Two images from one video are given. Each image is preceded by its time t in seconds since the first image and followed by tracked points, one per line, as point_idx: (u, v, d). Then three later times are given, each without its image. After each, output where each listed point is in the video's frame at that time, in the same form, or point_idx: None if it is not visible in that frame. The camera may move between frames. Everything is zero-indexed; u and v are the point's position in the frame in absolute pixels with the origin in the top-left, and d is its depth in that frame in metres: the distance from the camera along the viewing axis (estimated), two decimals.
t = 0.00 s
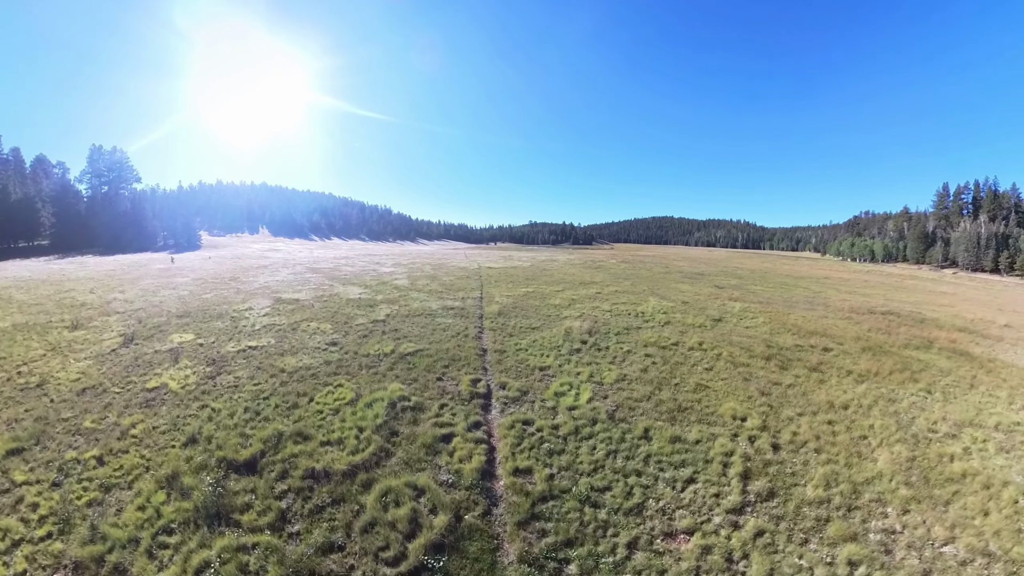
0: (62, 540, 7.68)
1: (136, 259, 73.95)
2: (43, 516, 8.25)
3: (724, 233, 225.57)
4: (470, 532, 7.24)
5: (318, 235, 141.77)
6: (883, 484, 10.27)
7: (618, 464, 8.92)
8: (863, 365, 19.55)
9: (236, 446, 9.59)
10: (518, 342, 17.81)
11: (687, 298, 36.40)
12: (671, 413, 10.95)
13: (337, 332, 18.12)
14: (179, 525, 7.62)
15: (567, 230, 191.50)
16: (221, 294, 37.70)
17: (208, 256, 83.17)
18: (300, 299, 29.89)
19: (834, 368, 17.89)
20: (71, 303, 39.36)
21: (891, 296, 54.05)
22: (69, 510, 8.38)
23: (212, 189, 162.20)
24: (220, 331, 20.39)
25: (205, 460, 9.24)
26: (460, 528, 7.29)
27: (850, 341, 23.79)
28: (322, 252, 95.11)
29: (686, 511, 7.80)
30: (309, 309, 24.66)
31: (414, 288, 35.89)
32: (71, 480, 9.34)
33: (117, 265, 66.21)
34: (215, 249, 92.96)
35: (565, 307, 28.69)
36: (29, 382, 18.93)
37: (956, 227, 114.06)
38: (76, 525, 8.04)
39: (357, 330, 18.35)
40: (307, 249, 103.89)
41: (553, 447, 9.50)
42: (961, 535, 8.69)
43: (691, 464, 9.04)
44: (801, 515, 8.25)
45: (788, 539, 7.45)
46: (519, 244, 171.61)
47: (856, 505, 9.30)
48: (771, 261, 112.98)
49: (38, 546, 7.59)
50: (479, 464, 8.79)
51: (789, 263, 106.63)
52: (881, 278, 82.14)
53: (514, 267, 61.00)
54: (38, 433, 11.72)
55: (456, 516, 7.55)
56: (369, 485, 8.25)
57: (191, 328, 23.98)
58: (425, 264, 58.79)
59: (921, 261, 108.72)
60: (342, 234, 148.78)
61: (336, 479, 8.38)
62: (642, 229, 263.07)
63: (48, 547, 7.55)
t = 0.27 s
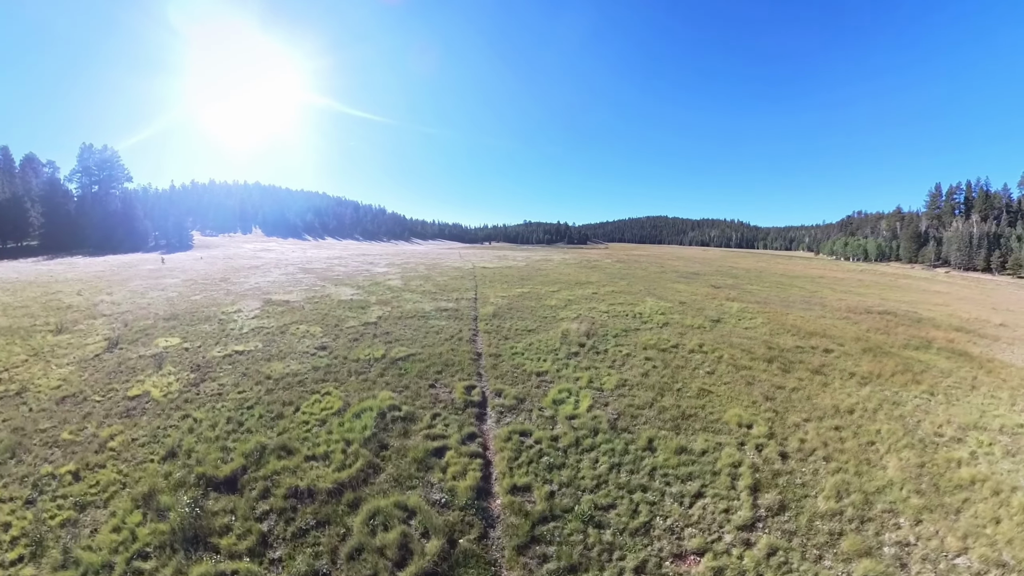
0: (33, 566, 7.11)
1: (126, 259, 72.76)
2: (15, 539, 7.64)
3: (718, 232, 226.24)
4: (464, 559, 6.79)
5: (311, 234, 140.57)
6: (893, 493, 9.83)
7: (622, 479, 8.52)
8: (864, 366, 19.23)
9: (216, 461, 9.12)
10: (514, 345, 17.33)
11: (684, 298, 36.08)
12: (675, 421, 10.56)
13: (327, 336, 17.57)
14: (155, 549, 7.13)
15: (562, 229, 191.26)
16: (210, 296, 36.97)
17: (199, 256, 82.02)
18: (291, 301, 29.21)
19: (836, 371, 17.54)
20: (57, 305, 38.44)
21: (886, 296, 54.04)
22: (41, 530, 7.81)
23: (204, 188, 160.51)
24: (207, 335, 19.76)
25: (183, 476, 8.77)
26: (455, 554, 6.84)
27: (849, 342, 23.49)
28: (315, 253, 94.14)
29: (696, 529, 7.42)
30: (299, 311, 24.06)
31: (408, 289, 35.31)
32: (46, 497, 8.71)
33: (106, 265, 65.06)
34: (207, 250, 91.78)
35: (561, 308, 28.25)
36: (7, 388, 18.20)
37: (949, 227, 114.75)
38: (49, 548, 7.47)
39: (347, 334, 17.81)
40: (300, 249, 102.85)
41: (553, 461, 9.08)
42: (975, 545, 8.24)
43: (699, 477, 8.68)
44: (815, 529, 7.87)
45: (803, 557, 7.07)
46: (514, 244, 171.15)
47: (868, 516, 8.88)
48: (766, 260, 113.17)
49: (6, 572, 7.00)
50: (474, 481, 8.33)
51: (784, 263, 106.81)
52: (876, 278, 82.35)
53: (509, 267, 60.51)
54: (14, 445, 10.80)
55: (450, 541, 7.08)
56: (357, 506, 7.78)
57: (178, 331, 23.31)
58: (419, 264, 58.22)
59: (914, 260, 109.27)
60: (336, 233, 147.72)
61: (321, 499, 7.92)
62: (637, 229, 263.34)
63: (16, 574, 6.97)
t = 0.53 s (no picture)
0: None
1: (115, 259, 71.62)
2: None
3: (712, 232, 226.88)
4: None
5: (304, 234, 139.31)
6: (903, 499, 9.39)
7: (626, 492, 8.18)
8: (865, 367, 18.98)
9: (195, 474, 8.67)
10: (509, 347, 16.94)
11: (681, 298, 35.83)
12: (680, 427, 10.30)
13: (318, 338, 17.09)
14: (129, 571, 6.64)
15: (557, 229, 191.08)
16: (200, 297, 36.26)
17: (190, 256, 80.95)
18: (281, 302, 28.64)
19: (836, 371, 17.27)
20: (42, 307, 37.58)
21: (882, 295, 54.09)
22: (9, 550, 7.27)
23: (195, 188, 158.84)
24: (194, 337, 19.19)
25: (161, 490, 8.31)
26: None
27: (848, 341, 23.26)
28: (308, 253, 93.24)
29: (706, 545, 7.09)
30: (290, 312, 23.49)
31: (402, 290, 34.82)
32: (18, 513, 8.13)
33: (94, 266, 63.97)
34: (198, 250, 90.63)
35: (557, 308, 27.89)
36: None
37: (941, 227, 115.53)
38: (17, 570, 6.90)
39: (338, 336, 17.34)
40: (293, 248, 101.85)
41: (553, 473, 8.71)
42: (988, 552, 7.79)
43: (706, 487, 8.39)
44: (828, 541, 7.54)
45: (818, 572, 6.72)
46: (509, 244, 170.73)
47: (880, 525, 8.47)
48: (760, 260, 113.44)
49: None
50: (469, 497, 7.91)
51: (778, 262, 107.12)
52: (870, 277, 82.59)
53: (504, 267, 60.08)
54: None
55: (443, 564, 6.66)
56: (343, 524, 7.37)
57: (164, 334, 22.69)
58: (414, 264, 57.70)
59: (907, 260, 109.88)
60: (329, 233, 146.65)
61: (306, 517, 7.50)
62: (631, 229, 263.68)
63: None
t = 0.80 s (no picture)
0: None
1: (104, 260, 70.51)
2: None
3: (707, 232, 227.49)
4: None
5: (297, 234, 138.18)
6: (913, 508, 8.94)
7: (633, 508, 7.91)
8: (866, 368, 18.72)
9: (176, 493, 8.28)
10: (506, 351, 16.53)
11: (678, 298, 35.57)
12: (685, 436, 10.19)
13: (309, 342, 16.61)
14: None
15: (552, 229, 190.85)
16: (190, 298, 35.58)
17: (181, 257, 79.90)
18: (273, 303, 28.09)
19: (838, 373, 17.00)
20: (28, 309, 36.75)
21: (877, 294, 54.12)
22: None
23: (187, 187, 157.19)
24: (182, 341, 18.64)
25: (140, 509, 7.90)
26: None
27: (848, 342, 23.03)
28: (302, 253, 92.32)
29: (719, 564, 6.83)
30: (280, 315, 22.96)
31: (396, 291, 34.34)
32: None
33: (82, 267, 62.89)
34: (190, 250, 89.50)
35: (554, 310, 27.49)
36: None
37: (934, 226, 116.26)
38: None
39: (330, 340, 16.87)
40: (286, 248, 100.87)
41: (555, 489, 8.38)
42: (1000, 560, 7.45)
43: (717, 500, 8.21)
44: (842, 556, 7.26)
45: None
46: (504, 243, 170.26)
47: (893, 535, 8.09)
48: (755, 259, 113.67)
49: None
50: (467, 518, 7.53)
51: (773, 262, 107.38)
52: (864, 276, 82.84)
53: (500, 267, 59.67)
54: None
55: None
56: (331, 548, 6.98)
57: (152, 337, 22.10)
58: (408, 264, 57.16)
59: (900, 259, 110.47)
60: (323, 233, 145.58)
61: (294, 541, 7.10)
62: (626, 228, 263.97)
63: None
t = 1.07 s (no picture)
0: None
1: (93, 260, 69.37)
2: None
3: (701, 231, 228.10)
4: None
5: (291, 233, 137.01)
6: (925, 512, 8.59)
7: (641, 522, 7.57)
8: (867, 368, 18.46)
9: (154, 509, 7.83)
10: (502, 353, 16.11)
11: (675, 297, 35.29)
12: (691, 441, 9.89)
13: (299, 344, 16.10)
14: None
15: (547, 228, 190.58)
16: (179, 299, 34.87)
17: (172, 257, 78.80)
18: (263, 304, 27.50)
19: (841, 374, 16.71)
20: (12, 311, 35.87)
21: (872, 293, 54.21)
22: None
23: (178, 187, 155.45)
24: (168, 343, 18.06)
25: (116, 527, 7.44)
26: None
27: (847, 341, 22.81)
28: (294, 253, 91.37)
29: None
30: (271, 316, 22.42)
31: (389, 291, 33.82)
32: None
33: (70, 267, 61.77)
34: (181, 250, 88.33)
35: (550, 310, 27.09)
36: None
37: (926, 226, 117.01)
38: None
39: (320, 342, 16.38)
40: (279, 248, 99.86)
41: (559, 504, 8.00)
42: (1016, 566, 7.13)
43: (727, 510, 7.92)
44: (858, 566, 7.00)
45: None
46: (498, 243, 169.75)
47: (907, 542, 7.73)
48: (749, 258, 113.90)
49: None
50: (464, 537, 7.13)
51: (767, 261, 107.59)
52: (858, 275, 83.14)
53: (495, 267, 59.25)
54: None
55: None
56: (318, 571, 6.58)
57: (137, 340, 21.48)
58: (402, 264, 56.59)
59: (893, 258, 111.10)
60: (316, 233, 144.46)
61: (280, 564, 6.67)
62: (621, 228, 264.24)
63: None
